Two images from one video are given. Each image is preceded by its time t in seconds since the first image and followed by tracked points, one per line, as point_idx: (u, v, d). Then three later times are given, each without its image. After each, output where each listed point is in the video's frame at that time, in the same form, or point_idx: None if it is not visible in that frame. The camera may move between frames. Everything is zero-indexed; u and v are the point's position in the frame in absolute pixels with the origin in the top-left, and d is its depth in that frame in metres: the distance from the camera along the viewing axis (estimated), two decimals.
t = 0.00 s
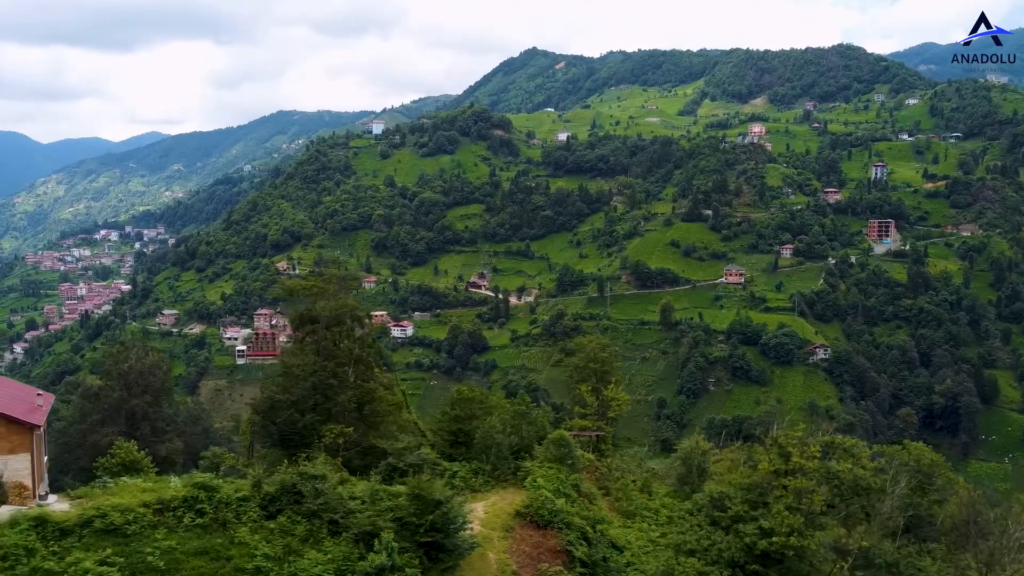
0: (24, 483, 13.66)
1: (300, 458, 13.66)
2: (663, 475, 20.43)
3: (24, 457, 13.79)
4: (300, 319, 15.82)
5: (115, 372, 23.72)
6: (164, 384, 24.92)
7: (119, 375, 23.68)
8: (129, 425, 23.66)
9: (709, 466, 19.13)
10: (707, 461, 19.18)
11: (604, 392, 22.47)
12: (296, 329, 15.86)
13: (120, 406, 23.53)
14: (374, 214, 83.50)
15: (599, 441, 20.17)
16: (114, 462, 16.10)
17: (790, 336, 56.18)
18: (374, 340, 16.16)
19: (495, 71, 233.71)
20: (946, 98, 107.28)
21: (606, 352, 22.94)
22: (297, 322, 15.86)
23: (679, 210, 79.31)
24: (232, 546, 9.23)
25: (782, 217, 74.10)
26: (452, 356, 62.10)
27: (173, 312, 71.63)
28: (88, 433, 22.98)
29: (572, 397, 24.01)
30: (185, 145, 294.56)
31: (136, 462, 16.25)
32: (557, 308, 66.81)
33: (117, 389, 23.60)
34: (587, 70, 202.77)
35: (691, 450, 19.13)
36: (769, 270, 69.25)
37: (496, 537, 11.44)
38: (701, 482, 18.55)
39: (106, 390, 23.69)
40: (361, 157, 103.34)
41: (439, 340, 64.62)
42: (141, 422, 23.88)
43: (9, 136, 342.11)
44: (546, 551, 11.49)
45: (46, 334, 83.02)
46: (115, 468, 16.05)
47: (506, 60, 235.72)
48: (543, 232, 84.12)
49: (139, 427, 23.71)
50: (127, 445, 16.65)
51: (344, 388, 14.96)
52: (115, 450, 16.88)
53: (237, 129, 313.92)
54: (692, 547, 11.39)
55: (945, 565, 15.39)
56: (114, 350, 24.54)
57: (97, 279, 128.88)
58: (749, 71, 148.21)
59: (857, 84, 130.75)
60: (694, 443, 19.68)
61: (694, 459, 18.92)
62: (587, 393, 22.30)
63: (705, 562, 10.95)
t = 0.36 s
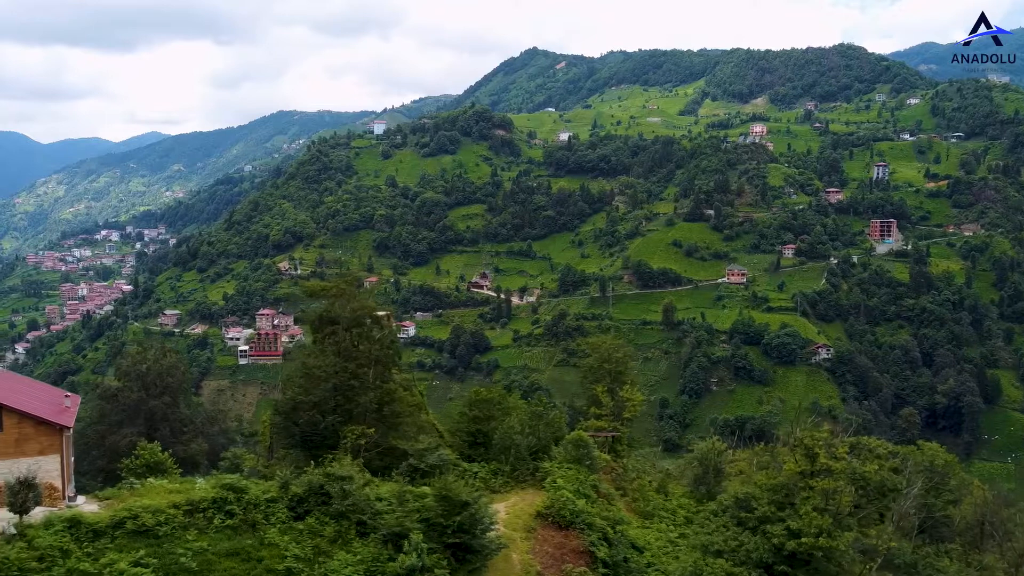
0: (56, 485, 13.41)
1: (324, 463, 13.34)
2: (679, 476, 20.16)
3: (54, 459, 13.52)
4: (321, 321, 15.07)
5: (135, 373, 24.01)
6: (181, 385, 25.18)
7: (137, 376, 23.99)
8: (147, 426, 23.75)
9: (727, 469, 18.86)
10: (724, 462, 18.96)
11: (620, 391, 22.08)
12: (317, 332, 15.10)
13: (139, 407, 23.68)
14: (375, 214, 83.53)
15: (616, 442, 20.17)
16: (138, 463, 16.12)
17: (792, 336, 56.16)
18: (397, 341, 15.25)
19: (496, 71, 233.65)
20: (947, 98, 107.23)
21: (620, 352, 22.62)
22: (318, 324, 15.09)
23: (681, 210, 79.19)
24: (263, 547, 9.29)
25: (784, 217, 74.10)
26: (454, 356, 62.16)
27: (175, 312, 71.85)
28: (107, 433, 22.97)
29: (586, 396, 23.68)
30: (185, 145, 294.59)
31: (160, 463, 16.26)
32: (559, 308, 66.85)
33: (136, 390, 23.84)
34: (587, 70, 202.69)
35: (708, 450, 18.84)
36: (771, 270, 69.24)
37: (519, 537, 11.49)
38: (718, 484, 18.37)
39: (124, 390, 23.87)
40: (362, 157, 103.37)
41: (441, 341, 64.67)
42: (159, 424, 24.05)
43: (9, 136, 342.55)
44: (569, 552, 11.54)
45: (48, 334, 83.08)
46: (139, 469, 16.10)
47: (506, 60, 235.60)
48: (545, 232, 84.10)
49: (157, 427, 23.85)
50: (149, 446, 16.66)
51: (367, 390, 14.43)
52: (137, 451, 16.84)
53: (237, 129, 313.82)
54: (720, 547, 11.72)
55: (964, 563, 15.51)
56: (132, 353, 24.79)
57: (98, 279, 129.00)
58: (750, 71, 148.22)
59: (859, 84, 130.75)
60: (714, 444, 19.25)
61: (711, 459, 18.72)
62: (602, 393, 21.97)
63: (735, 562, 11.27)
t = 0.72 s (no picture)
0: (87, 487, 13.48)
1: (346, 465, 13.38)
2: (694, 479, 19.99)
3: (84, 460, 13.61)
4: (340, 322, 15.36)
5: (154, 374, 24.05)
6: (198, 386, 25.24)
7: (155, 377, 24.04)
8: (165, 427, 23.75)
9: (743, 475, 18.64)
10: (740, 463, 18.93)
11: (635, 391, 21.80)
12: (337, 333, 15.39)
13: (158, 408, 23.69)
14: (377, 214, 83.54)
15: (631, 441, 20.21)
16: (162, 464, 16.07)
17: (795, 335, 56.17)
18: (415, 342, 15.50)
19: (496, 71, 233.61)
20: (949, 98, 107.25)
21: (635, 352, 22.34)
22: (338, 325, 15.41)
23: (683, 210, 79.12)
24: (294, 548, 9.42)
25: (787, 217, 74.04)
26: (456, 356, 62.21)
27: (177, 312, 71.68)
28: (127, 433, 22.93)
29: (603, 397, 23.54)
30: (186, 145, 294.68)
31: (184, 464, 16.19)
32: (561, 308, 66.89)
33: (155, 390, 23.86)
34: (589, 70, 202.71)
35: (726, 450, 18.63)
36: (773, 270, 69.23)
37: (541, 538, 11.53)
38: (736, 485, 18.26)
39: (142, 391, 23.90)
40: (363, 158, 103.39)
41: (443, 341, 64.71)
42: (177, 425, 24.06)
43: (10, 137, 343.01)
44: (592, 552, 11.55)
45: (50, 334, 83.11)
46: (162, 470, 16.02)
47: (507, 59, 235.51)
48: (547, 232, 84.09)
49: (176, 429, 23.87)
50: (173, 448, 16.60)
51: (388, 390, 14.57)
52: (160, 452, 16.80)
53: (238, 129, 313.72)
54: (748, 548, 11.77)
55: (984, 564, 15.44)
56: (151, 353, 24.86)
57: (99, 280, 129.01)
58: (751, 71, 148.18)
59: (860, 84, 130.83)
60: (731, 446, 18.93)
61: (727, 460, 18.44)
62: (618, 394, 21.66)
63: (763, 562, 11.30)
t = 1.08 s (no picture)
0: (112, 486, 14.87)
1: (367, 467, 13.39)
2: (707, 479, 19.88)
3: (110, 461, 14.94)
4: (357, 322, 15.48)
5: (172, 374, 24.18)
6: (215, 387, 25.25)
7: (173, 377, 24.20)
8: (183, 428, 23.78)
9: (759, 479, 18.48)
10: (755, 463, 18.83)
11: (649, 392, 21.85)
12: (353, 333, 15.53)
13: (174, 408, 23.74)
14: (379, 214, 83.54)
15: (645, 442, 20.12)
16: (184, 464, 16.32)
17: (797, 335, 56.21)
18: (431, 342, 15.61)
19: (497, 71, 233.48)
20: (950, 98, 107.25)
21: (648, 353, 22.43)
22: (355, 326, 15.54)
23: (685, 210, 79.08)
24: (321, 549, 9.38)
25: (788, 217, 73.99)
26: (458, 356, 62.20)
27: (178, 312, 71.13)
28: (144, 433, 22.94)
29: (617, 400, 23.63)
30: (186, 145, 294.55)
31: (205, 464, 16.43)
32: (563, 308, 66.90)
33: (172, 391, 23.95)
34: (589, 70, 202.63)
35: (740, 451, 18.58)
36: (775, 270, 69.19)
37: (562, 538, 11.54)
38: (752, 485, 18.16)
39: (160, 393, 24.00)
40: (365, 158, 103.38)
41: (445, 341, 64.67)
42: (194, 425, 24.08)
43: (10, 137, 343.01)
44: (613, 552, 11.57)
45: (51, 335, 83.07)
46: (184, 471, 16.20)
47: (507, 59, 235.44)
48: (548, 232, 84.05)
49: (193, 429, 23.89)
50: (194, 449, 16.79)
51: (407, 390, 14.68)
52: (184, 452, 17.03)
53: (238, 129, 313.67)
54: (772, 549, 11.98)
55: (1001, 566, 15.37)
56: (167, 355, 25.05)
57: (100, 280, 129.01)
58: (752, 71, 148.13)
59: (861, 84, 130.85)
60: (747, 446, 18.79)
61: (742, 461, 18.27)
62: (632, 394, 21.60)
63: (788, 564, 11.57)
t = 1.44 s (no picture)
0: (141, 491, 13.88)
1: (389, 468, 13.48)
2: (723, 479, 19.88)
3: (139, 461, 14.03)
4: (376, 324, 15.62)
5: (189, 374, 24.28)
6: (231, 388, 25.31)
7: (189, 377, 24.30)
8: (200, 429, 23.85)
9: (776, 478, 18.43)
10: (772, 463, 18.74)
11: (664, 392, 21.86)
12: (372, 335, 15.66)
13: (191, 409, 23.82)
14: (380, 214, 83.50)
15: (661, 442, 20.18)
16: (206, 465, 15.95)
17: (799, 335, 56.26)
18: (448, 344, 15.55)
19: (497, 70, 233.42)
20: (951, 98, 107.30)
21: (663, 353, 22.43)
22: (374, 328, 15.66)
23: (686, 210, 79.05)
24: (349, 550, 9.50)
25: (790, 217, 74.00)
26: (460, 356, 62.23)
27: (180, 312, 70.82)
28: (162, 433, 23.05)
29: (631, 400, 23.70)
30: (186, 145, 294.36)
31: (227, 465, 16.05)
32: (565, 308, 66.91)
33: (189, 391, 24.05)
34: (590, 70, 202.57)
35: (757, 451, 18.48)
36: (777, 269, 69.15)
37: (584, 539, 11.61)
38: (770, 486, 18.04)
39: (177, 393, 24.13)
40: (366, 158, 103.34)
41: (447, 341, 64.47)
42: (211, 425, 24.13)
43: (9, 137, 343.08)
44: (635, 553, 11.64)
45: (52, 335, 83.05)
46: (207, 472, 15.93)
47: (508, 59, 235.45)
48: (550, 231, 84.00)
49: (210, 430, 23.95)
50: (217, 449, 16.48)
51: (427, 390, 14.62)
52: (206, 453, 16.66)
53: (238, 128, 313.65)
54: (799, 550, 12.03)
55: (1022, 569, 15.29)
56: (183, 356, 25.22)
57: (100, 280, 129.07)
58: (752, 71, 148.15)
59: (861, 84, 130.94)
60: (763, 446, 18.76)
61: (759, 461, 18.16)
62: (646, 394, 21.61)
63: (816, 564, 11.65)
